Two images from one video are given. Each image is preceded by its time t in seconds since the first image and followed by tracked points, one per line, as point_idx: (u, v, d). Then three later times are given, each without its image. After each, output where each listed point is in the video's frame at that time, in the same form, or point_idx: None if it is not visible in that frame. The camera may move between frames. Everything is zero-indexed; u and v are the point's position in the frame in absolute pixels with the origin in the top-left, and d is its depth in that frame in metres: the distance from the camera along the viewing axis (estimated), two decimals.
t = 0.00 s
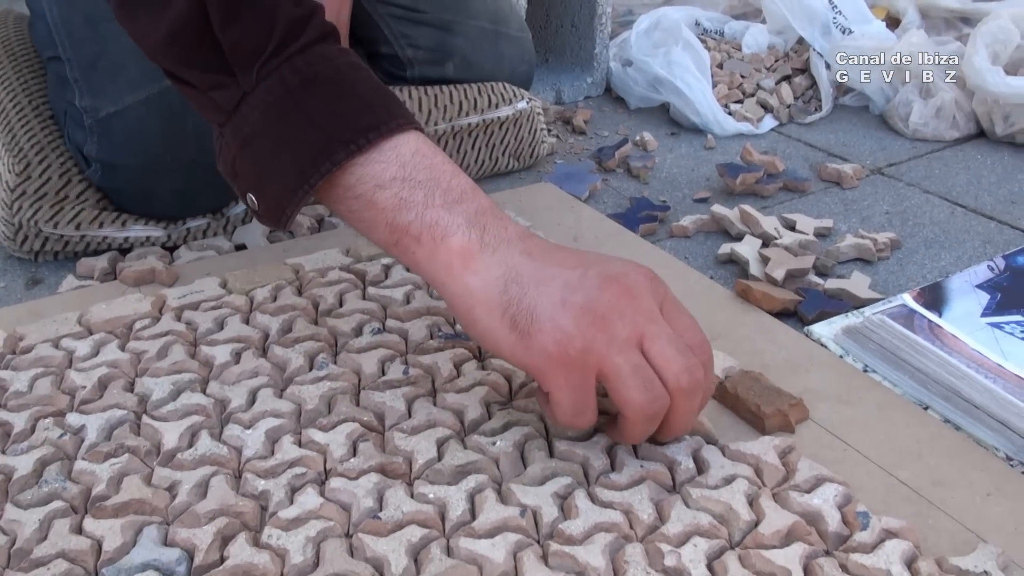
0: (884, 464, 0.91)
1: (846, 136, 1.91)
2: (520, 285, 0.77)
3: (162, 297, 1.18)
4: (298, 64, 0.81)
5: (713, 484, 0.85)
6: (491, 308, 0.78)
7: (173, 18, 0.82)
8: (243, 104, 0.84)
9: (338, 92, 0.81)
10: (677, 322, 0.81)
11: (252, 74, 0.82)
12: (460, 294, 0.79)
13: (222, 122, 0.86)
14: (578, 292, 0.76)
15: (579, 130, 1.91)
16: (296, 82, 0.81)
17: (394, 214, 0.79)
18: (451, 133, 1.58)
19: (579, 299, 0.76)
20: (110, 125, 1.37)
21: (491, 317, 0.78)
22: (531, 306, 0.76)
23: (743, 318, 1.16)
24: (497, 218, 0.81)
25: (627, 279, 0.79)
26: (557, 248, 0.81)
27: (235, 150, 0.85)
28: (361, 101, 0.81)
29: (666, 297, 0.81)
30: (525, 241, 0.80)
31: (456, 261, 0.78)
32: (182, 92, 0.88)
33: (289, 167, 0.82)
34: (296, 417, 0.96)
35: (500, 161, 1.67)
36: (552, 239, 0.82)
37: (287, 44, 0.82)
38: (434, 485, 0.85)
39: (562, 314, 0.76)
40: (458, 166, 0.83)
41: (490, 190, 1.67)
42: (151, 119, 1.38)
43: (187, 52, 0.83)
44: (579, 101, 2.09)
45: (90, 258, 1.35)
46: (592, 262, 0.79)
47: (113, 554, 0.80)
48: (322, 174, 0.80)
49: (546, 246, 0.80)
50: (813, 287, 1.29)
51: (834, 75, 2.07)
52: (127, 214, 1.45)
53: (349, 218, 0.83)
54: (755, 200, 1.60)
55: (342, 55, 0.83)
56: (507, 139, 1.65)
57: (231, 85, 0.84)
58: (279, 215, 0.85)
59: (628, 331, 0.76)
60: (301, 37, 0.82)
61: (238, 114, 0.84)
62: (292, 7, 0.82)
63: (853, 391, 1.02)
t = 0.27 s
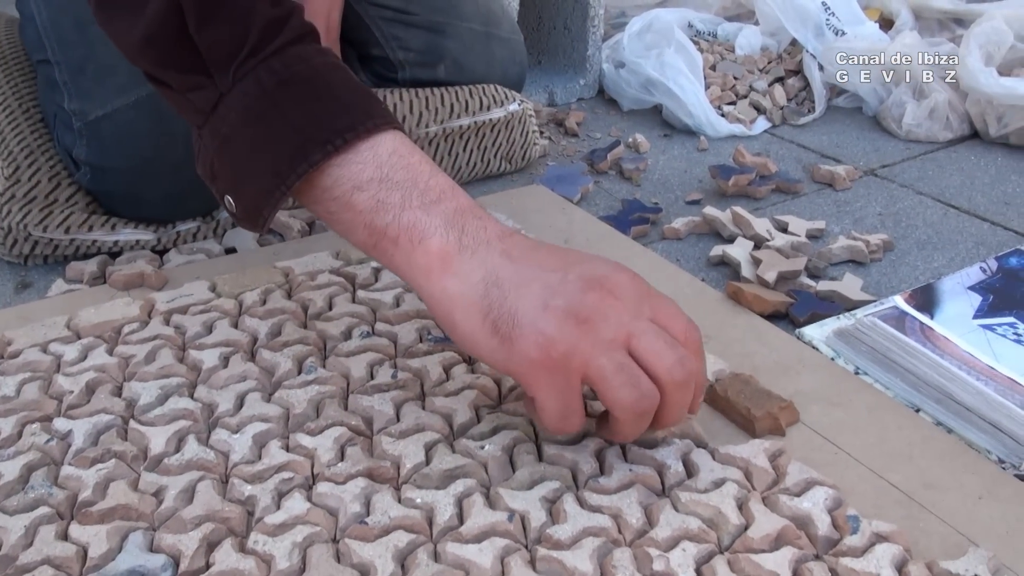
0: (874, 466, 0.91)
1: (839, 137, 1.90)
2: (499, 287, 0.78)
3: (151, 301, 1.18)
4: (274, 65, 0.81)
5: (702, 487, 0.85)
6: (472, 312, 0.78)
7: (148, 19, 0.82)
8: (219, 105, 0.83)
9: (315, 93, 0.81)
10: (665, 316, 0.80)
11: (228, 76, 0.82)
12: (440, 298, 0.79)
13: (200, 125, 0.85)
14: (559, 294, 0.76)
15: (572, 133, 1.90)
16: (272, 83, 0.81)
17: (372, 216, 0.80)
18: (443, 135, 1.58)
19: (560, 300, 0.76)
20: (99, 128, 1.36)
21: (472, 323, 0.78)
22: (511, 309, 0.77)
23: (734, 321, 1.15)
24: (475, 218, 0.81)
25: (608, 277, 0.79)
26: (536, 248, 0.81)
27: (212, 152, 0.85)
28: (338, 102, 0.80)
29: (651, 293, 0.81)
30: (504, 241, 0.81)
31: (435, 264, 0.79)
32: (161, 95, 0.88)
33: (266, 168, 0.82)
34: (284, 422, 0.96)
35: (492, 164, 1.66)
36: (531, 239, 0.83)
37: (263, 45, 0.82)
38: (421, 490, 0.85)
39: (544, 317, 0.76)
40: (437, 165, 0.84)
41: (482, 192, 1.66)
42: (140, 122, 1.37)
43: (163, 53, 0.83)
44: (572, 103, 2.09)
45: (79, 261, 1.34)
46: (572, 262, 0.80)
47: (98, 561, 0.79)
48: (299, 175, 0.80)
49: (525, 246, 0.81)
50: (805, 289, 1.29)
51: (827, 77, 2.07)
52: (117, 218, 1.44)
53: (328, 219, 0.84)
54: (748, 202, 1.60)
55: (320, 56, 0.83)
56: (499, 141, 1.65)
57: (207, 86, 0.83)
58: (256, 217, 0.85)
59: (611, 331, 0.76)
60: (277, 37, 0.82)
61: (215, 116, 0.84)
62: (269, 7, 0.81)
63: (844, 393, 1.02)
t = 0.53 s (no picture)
0: (865, 467, 0.90)
1: (833, 133, 1.90)
2: (486, 285, 0.77)
3: (138, 301, 1.17)
4: (260, 63, 0.81)
5: (691, 489, 0.84)
6: (457, 309, 0.77)
7: (133, 16, 0.81)
8: (207, 103, 0.83)
9: (301, 91, 0.80)
10: (651, 318, 0.80)
11: (215, 73, 0.82)
12: (427, 296, 0.79)
13: (187, 122, 0.85)
14: (544, 290, 0.75)
15: (564, 129, 1.89)
16: (258, 81, 0.81)
17: (361, 216, 0.79)
18: (433, 132, 1.57)
19: (545, 296, 0.75)
20: (86, 127, 1.35)
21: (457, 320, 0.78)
22: (496, 306, 0.76)
23: (725, 320, 1.15)
24: (464, 217, 0.80)
25: (595, 275, 0.77)
26: (524, 245, 0.80)
27: (199, 150, 0.84)
28: (324, 100, 0.80)
29: (639, 293, 0.79)
30: (493, 239, 0.79)
31: (421, 262, 0.78)
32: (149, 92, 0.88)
33: (253, 167, 0.81)
34: (269, 424, 0.95)
35: (483, 161, 1.65)
36: (520, 237, 0.82)
37: (249, 42, 0.81)
38: (407, 493, 0.84)
39: (528, 314, 0.74)
40: (425, 162, 0.83)
41: (473, 189, 1.65)
42: (127, 121, 1.36)
43: (150, 50, 0.83)
44: (564, 99, 2.08)
45: (67, 261, 1.33)
46: (559, 260, 0.78)
47: (80, 566, 0.78)
48: (286, 174, 0.80)
49: (514, 243, 0.79)
50: (797, 286, 1.28)
51: (821, 73, 2.06)
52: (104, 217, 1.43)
53: (315, 217, 0.83)
54: (740, 199, 1.59)
55: (306, 52, 0.82)
56: (490, 138, 1.63)
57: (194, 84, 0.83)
58: (243, 216, 0.84)
59: (596, 329, 0.75)
60: (263, 34, 0.81)
61: (202, 114, 0.83)
62: (255, 3, 0.81)
63: (835, 393, 1.01)
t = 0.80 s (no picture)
0: (854, 469, 0.89)
1: (826, 128, 1.88)
2: (481, 288, 0.73)
3: (119, 303, 1.15)
4: (249, 60, 0.77)
5: (677, 493, 0.82)
6: (448, 312, 0.73)
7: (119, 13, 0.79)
8: (193, 102, 0.80)
9: (291, 90, 0.77)
10: (641, 333, 0.78)
11: (202, 71, 0.78)
12: (417, 300, 0.74)
13: (174, 122, 0.82)
14: (540, 296, 0.73)
15: (554, 125, 1.87)
16: (246, 79, 0.77)
17: (350, 217, 0.75)
18: (420, 130, 1.55)
19: (540, 303, 0.72)
20: (67, 127, 1.33)
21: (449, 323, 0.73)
22: (489, 310, 0.72)
23: (714, 319, 1.13)
24: (458, 219, 0.77)
25: (591, 286, 0.75)
26: (519, 251, 0.77)
27: (186, 150, 0.81)
28: (314, 99, 0.77)
29: (632, 307, 0.78)
30: (487, 244, 0.76)
31: (412, 262, 0.74)
32: (136, 91, 0.85)
33: (241, 168, 0.78)
34: (249, 429, 0.93)
35: (472, 158, 1.64)
36: (516, 243, 0.79)
37: (237, 39, 0.78)
38: (388, 499, 0.82)
39: (523, 320, 0.72)
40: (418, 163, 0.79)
41: (461, 187, 1.63)
42: (109, 120, 1.34)
43: (136, 47, 0.80)
44: (554, 95, 2.06)
45: (48, 263, 1.31)
46: (555, 268, 0.76)
47: None
48: (274, 175, 0.76)
49: (509, 249, 0.77)
50: (787, 284, 1.26)
51: (813, 67, 2.04)
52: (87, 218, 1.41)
53: (302, 218, 0.78)
54: (731, 195, 1.58)
55: (297, 51, 0.79)
56: (478, 135, 1.62)
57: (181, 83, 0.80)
58: (231, 218, 0.81)
59: (589, 342, 0.73)
60: (252, 31, 0.78)
61: (189, 113, 0.80)
62: None
63: (825, 393, 0.99)
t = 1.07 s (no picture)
0: (845, 469, 0.86)
1: (816, 119, 1.86)
2: (457, 301, 0.71)
3: (93, 305, 1.12)
4: (216, 57, 0.74)
5: (663, 497, 0.80)
6: (424, 325, 0.71)
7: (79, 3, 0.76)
8: (157, 99, 0.77)
9: (259, 87, 0.74)
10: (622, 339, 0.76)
11: (167, 66, 0.75)
12: (392, 312, 0.72)
13: (138, 119, 0.79)
14: (518, 307, 0.71)
15: (541, 119, 1.85)
16: (212, 76, 0.74)
17: (320, 222, 0.72)
18: (403, 125, 1.52)
19: (518, 314, 0.70)
20: (40, 125, 1.30)
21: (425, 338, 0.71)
22: (466, 324, 0.71)
23: (703, 316, 1.11)
24: (432, 226, 0.74)
25: (570, 293, 0.74)
26: (496, 258, 0.75)
27: (150, 148, 0.78)
28: (283, 98, 0.74)
29: (614, 314, 0.76)
30: (463, 251, 0.74)
31: (387, 275, 0.72)
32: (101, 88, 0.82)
33: (205, 167, 0.74)
34: (224, 434, 0.90)
35: (457, 154, 1.61)
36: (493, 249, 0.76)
37: (203, 35, 0.75)
38: (365, 506, 0.80)
39: (502, 334, 0.70)
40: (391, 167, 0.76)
41: (446, 182, 1.61)
42: (84, 119, 1.31)
43: (97, 39, 0.77)
44: (542, 88, 2.03)
45: (24, 264, 1.27)
46: (533, 275, 0.74)
47: None
48: (240, 176, 0.72)
49: (485, 257, 0.74)
50: (777, 279, 1.24)
51: (803, 57, 2.02)
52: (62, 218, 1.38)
53: (271, 225, 0.76)
54: (720, 188, 1.55)
55: (266, 47, 0.76)
56: (463, 130, 1.59)
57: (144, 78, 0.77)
58: (197, 219, 0.77)
59: (569, 353, 0.71)
60: (219, 25, 0.75)
61: (153, 110, 0.77)
62: None
63: (815, 392, 0.97)
